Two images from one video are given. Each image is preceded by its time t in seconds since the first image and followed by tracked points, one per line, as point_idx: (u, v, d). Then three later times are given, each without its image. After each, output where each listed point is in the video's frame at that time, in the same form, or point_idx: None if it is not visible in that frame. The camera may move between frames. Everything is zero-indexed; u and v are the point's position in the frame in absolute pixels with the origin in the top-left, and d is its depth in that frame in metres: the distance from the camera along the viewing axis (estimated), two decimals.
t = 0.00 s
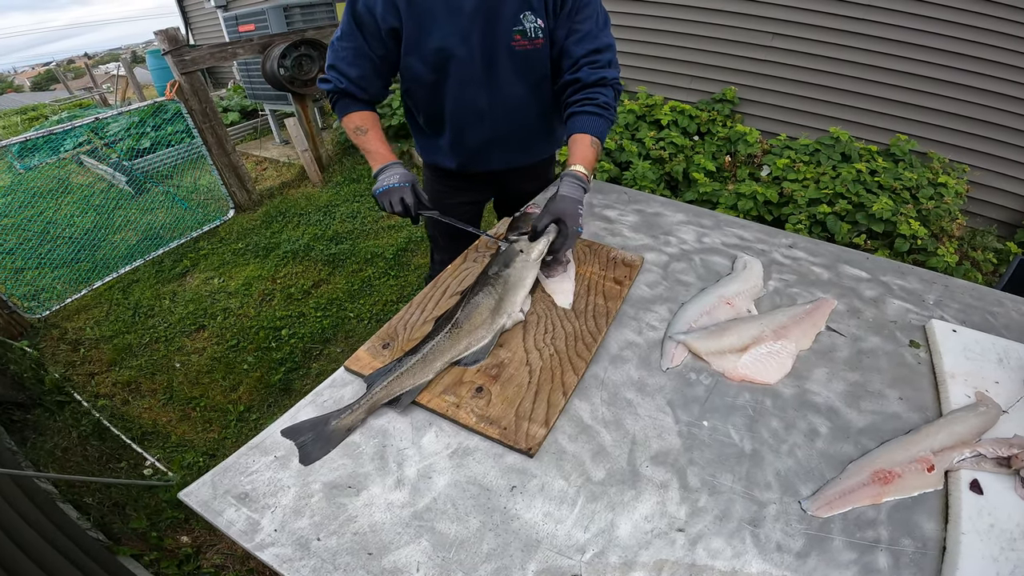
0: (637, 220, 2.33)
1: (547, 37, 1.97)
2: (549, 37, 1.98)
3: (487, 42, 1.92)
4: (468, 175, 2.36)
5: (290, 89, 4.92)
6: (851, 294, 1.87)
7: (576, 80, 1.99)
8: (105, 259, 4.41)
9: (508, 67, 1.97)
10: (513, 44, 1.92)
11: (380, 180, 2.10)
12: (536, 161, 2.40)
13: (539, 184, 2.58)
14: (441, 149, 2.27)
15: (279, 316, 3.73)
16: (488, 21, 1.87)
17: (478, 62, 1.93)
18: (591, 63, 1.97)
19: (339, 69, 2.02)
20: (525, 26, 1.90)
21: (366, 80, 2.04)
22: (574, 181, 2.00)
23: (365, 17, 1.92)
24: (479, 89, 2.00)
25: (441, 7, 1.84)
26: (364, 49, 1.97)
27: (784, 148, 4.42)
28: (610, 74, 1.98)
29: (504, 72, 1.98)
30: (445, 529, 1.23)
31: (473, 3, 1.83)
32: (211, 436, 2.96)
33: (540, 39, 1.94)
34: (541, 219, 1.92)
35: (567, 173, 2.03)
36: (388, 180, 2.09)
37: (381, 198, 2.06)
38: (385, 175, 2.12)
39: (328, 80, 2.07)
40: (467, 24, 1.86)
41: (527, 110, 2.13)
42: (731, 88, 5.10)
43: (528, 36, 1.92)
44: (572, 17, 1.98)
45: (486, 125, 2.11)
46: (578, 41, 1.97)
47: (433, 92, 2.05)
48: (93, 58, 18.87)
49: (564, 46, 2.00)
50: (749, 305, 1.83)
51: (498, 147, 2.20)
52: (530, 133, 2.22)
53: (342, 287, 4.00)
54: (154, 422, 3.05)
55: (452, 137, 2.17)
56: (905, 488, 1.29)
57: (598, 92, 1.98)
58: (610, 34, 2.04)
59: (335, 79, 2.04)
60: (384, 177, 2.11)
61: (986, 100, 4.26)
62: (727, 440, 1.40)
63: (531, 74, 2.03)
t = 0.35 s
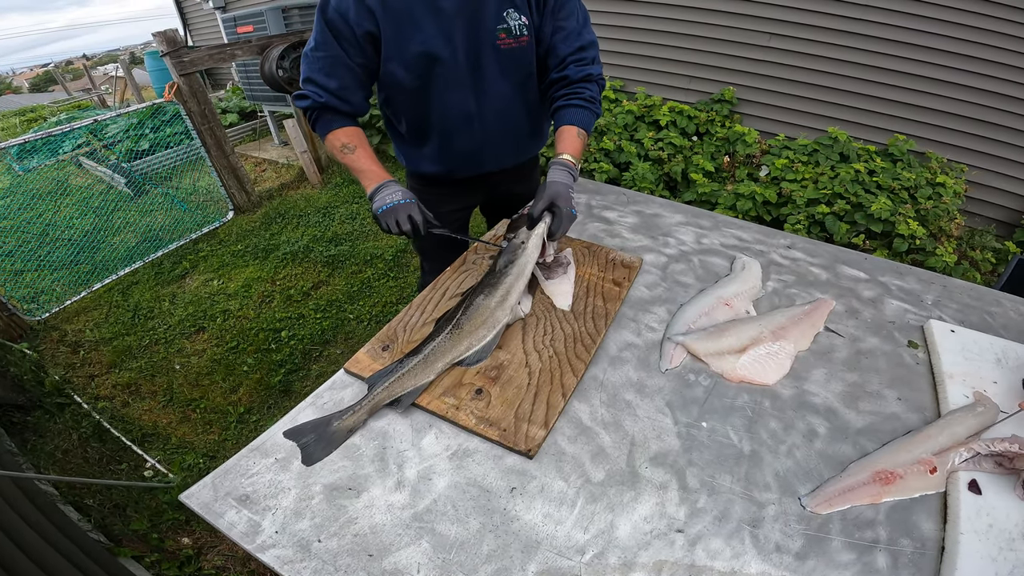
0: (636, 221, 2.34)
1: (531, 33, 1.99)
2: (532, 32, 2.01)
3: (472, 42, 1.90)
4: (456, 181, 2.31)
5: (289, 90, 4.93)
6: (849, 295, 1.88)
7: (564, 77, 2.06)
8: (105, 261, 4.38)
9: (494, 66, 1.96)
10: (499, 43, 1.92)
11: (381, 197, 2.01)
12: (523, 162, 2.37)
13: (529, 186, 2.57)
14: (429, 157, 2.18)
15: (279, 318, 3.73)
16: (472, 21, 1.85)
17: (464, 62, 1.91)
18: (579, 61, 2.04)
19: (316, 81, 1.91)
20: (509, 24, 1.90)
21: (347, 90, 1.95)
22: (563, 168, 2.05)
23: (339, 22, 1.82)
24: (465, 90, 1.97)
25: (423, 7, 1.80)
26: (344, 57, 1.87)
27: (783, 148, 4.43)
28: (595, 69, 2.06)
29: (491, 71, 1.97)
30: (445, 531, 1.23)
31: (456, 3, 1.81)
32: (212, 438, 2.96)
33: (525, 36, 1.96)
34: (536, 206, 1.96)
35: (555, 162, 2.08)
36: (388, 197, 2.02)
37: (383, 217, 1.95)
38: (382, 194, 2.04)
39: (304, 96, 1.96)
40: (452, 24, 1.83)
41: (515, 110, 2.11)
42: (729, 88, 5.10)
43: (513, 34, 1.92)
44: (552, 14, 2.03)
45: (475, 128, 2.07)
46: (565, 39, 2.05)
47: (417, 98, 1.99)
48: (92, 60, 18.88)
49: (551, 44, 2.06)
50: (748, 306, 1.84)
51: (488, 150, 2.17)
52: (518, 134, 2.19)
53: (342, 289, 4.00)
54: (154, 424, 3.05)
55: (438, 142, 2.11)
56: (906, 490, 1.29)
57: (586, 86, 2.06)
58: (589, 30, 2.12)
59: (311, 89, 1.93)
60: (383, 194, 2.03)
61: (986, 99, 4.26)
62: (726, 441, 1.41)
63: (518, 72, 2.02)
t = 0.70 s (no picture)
0: (635, 222, 2.34)
1: (515, 30, 2.00)
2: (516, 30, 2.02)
3: (459, 42, 1.90)
4: (446, 184, 2.30)
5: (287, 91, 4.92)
6: (848, 294, 1.88)
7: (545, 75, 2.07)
8: (104, 262, 4.38)
9: (482, 65, 1.97)
10: (484, 41, 1.92)
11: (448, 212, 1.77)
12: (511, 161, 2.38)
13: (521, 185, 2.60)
14: (420, 160, 2.16)
15: (278, 319, 3.73)
16: (457, 20, 1.86)
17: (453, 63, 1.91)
18: (560, 57, 2.06)
19: (327, 72, 1.69)
20: (493, 23, 1.91)
21: (364, 80, 1.75)
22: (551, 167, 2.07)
23: (332, 16, 1.70)
24: (454, 90, 1.97)
25: (410, 7, 1.78)
26: (350, 48, 1.72)
27: (781, 148, 4.43)
28: (577, 65, 2.09)
29: (479, 71, 1.97)
30: (446, 531, 1.23)
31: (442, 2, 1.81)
32: (212, 439, 2.96)
33: (510, 34, 1.97)
34: (528, 207, 1.99)
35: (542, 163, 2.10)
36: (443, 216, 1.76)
37: (463, 235, 1.68)
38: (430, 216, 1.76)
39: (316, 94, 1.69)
40: (439, 24, 1.83)
41: (503, 108, 2.12)
42: (728, 88, 5.10)
43: (497, 32, 1.93)
44: (533, 10, 2.05)
45: (465, 128, 2.07)
46: (548, 35, 2.06)
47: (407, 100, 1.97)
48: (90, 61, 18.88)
49: (533, 41, 2.07)
50: (747, 306, 1.84)
51: (478, 150, 2.17)
52: (507, 133, 2.20)
53: (342, 290, 4.00)
54: (154, 425, 3.04)
55: (428, 144, 2.10)
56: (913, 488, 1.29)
57: (568, 83, 2.09)
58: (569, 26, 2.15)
59: (323, 82, 1.69)
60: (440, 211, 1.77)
61: (986, 99, 4.26)
62: (727, 441, 1.41)
63: (504, 70, 2.04)
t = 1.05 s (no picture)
0: (634, 221, 2.34)
1: (512, 32, 2.00)
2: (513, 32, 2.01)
3: (454, 42, 1.90)
4: (442, 186, 2.30)
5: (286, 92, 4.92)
6: (847, 293, 1.88)
7: (547, 77, 2.09)
8: (103, 263, 4.39)
9: (477, 67, 1.96)
10: (479, 43, 1.92)
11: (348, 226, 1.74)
12: (509, 163, 2.38)
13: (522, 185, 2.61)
14: (414, 161, 2.16)
15: (278, 320, 3.72)
16: (452, 21, 1.86)
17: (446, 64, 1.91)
18: (561, 59, 2.07)
19: (281, 74, 1.69)
20: (490, 24, 1.92)
21: (313, 87, 1.73)
22: (556, 174, 2.05)
23: (309, 18, 1.70)
24: (448, 91, 1.97)
25: (404, 8, 1.79)
26: (309, 51, 1.70)
27: (780, 148, 4.42)
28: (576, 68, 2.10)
29: (474, 73, 1.97)
30: (446, 530, 1.23)
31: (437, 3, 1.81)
32: (212, 440, 2.95)
33: (506, 36, 1.97)
34: (533, 213, 1.95)
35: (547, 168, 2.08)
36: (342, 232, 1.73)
37: (343, 254, 1.67)
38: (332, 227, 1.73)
39: (257, 91, 1.70)
40: (433, 25, 1.83)
41: (499, 110, 2.12)
42: (727, 88, 5.10)
43: (493, 33, 1.94)
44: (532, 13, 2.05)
45: (459, 129, 2.07)
46: (547, 37, 2.07)
47: (401, 101, 1.97)
48: (88, 62, 18.86)
49: (533, 43, 2.07)
50: (746, 305, 1.84)
51: (474, 151, 2.17)
52: (502, 134, 2.19)
53: (341, 290, 4.00)
54: (154, 426, 3.04)
55: (423, 145, 2.10)
56: (913, 484, 1.30)
57: (570, 87, 2.12)
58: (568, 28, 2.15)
59: (270, 84, 1.69)
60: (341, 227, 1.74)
61: (987, 99, 4.26)
62: (726, 439, 1.41)
63: (500, 72, 2.03)
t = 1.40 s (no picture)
0: (633, 221, 2.34)
1: (517, 35, 1.98)
2: (518, 34, 2.01)
3: (459, 44, 1.92)
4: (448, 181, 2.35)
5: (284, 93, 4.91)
6: (846, 293, 1.88)
7: (545, 79, 2.05)
8: (102, 265, 4.39)
9: (481, 68, 1.97)
10: (483, 44, 1.92)
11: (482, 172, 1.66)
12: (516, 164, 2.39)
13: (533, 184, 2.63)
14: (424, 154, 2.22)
15: (277, 321, 3.72)
16: (459, 22, 1.88)
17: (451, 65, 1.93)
18: (562, 59, 2.03)
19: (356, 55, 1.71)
20: (493, 25, 1.91)
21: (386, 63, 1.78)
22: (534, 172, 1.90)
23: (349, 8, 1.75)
24: (454, 90, 2.01)
25: (414, 8, 1.82)
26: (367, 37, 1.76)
27: (778, 147, 4.42)
28: (577, 70, 2.03)
29: (477, 74, 1.98)
30: (445, 532, 1.23)
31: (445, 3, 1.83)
32: (211, 442, 2.95)
33: (510, 38, 1.96)
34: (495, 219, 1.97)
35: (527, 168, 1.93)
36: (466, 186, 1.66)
37: (489, 193, 1.57)
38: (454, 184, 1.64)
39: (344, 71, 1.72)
40: (440, 25, 1.86)
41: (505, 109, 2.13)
42: (725, 88, 5.10)
43: (497, 35, 1.93)
44: (538, 13, 2.03)
45: (465, 126, 2.11)
46: (550, 37, 2.03)
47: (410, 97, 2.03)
48: (86, 64, 18.86)
49: (537, 43, 2.05)
50: (745, 305, 1.83)
51: (475, 148, 2.21)
52: (508, 134, 2.21)
53: (340, 291, 3.99)
54: (153, 428, 3.03)
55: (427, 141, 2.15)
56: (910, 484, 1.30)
57: (565, 89, 2.03)
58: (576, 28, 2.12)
59: (349, 63, 1.71)
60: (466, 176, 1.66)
61: (988, 99, 4.25)
62: (726, 440, 1.40)
63: (504, 74, 2.03)
